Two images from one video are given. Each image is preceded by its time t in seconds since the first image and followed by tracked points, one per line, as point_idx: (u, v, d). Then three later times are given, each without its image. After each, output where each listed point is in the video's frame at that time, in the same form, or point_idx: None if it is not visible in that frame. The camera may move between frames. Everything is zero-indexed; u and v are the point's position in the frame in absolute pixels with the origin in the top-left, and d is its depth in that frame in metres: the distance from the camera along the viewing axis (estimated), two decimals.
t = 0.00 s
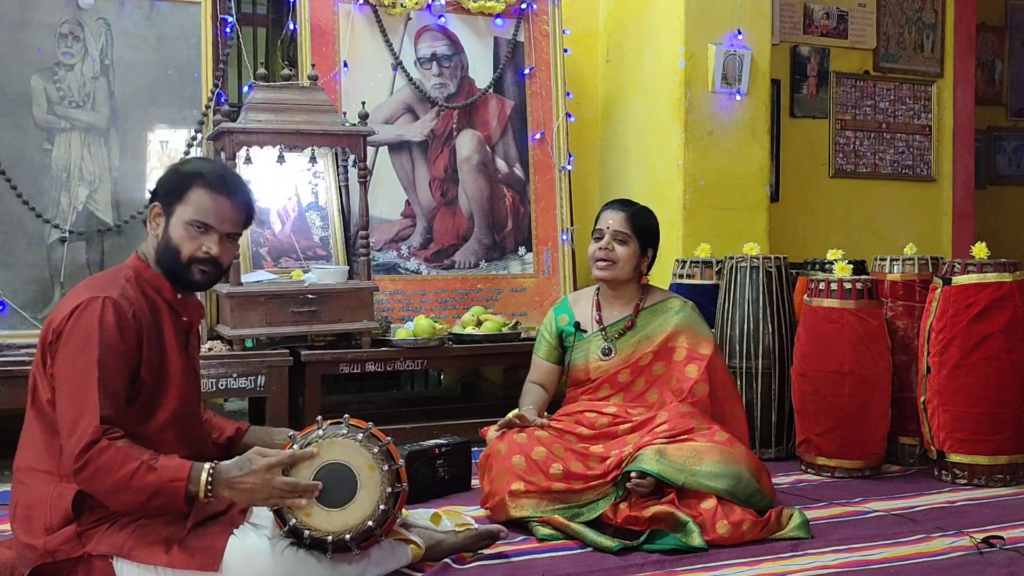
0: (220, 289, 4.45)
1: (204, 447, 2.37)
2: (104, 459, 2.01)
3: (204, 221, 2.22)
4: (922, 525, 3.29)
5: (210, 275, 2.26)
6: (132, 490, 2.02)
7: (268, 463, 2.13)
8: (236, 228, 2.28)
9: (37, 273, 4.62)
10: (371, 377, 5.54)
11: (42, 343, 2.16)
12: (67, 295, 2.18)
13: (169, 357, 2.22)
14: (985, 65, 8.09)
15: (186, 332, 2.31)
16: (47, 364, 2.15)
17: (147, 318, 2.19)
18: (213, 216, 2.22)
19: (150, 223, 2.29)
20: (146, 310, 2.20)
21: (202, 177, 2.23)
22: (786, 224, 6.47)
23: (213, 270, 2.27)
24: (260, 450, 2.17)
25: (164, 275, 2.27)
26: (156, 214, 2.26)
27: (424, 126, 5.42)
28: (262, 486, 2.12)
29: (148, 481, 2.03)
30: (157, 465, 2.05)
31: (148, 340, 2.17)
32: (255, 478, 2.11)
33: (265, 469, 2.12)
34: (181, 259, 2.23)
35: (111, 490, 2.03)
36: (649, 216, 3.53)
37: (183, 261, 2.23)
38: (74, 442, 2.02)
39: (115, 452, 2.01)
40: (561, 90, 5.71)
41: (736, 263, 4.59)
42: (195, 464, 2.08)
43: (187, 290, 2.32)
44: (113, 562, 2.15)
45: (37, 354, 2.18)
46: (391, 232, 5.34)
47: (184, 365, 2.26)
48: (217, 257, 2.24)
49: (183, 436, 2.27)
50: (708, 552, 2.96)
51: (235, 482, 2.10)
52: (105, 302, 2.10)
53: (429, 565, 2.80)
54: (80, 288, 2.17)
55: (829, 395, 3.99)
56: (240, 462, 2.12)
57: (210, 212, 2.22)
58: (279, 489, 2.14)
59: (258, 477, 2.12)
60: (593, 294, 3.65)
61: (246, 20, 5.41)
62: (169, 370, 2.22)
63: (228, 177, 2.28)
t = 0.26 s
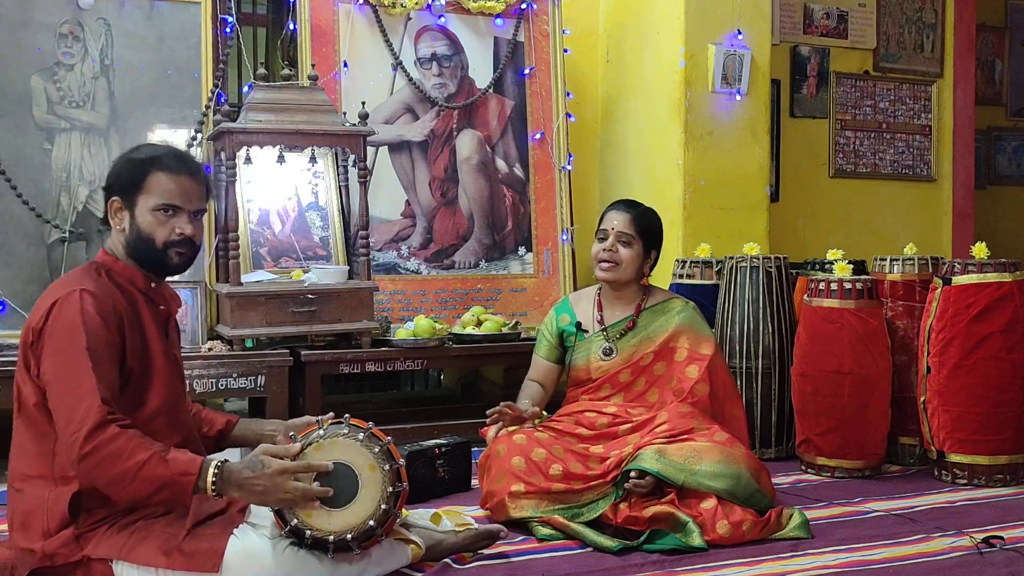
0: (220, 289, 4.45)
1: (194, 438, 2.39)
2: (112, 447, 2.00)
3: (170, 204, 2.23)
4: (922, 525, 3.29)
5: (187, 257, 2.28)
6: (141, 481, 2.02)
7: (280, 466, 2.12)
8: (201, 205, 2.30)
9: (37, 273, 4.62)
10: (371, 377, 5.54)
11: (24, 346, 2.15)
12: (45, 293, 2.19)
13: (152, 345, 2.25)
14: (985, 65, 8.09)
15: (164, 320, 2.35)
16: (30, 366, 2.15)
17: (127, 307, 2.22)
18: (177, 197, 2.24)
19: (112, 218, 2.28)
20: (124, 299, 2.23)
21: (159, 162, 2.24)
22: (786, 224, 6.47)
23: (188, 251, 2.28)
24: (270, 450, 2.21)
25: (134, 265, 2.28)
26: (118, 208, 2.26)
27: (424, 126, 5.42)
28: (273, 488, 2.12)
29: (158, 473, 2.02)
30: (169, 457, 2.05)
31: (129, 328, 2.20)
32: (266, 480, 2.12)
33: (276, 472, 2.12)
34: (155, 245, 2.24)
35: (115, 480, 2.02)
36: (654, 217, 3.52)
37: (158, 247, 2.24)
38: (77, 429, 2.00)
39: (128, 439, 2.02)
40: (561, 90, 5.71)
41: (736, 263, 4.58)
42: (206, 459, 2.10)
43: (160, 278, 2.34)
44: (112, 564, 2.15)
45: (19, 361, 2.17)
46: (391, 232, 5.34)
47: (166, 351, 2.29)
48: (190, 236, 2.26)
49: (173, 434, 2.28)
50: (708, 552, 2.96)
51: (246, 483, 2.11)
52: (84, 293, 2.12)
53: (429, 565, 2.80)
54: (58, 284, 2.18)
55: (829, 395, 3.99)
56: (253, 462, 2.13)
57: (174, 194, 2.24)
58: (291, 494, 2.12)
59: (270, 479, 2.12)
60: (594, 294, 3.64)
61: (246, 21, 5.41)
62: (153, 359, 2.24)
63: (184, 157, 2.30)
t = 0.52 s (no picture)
0: (220, 289, 4.45)
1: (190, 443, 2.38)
2: (107, 450, 2.01)
3: (140, 199, 2.24)
4: (922, 525, 3.29)
5: (162, 251, 2.28)
6: (137, 483, 2.03)
7: (272, 475, 2.10)
8: (173, 198, 2.30)
9: (36, 273, 4.62)
10: (371, 377, 5.54)
11: (11, 353, 2.15)
12: (29, 297, 2.19)
13: (138, 340, 2.26)
14: (985, 65, 8.09)
15: (149, 316, 2.36)
16: (17, 372, 2.16)
17: (110, 305, 2.23)
18: (147, 191, 2.24)
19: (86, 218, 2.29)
20: (107, 297, 2.24)
21: (126, 158, 2.25)
22: (787, 224, 6.47)
23: (163, 246, 2.28)
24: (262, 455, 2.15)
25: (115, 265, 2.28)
26: (90, 209, 2.27)
27: (424, 126, 5.42)
28: (265, 495, 2.10)
29: (154, 476, 2.03)
30: (164, 459, 2.05)
31: (113, 325, 2.21)
32: (258, 488, 2.10)
33: (270, 479, 2.10)
34: (129, 242, 2.24)
35: (112, 481, 2.03)
36: (647, 221, 3.49)
37: (132, 244, 2.24)
38: (71, 434, 2.01)
39: (121, 443, 2.02)
40: (561, 90, 5.71)
41: (736, 263, 4.59)
42: (203, 460, 2.09)
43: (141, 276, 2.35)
44: (112, 565, 2.15)
45: (9, 371, 2.17)
46: (391, 232, 5.34)
47: (153, 347, 2.30)
48: (163, 229, 2.26)
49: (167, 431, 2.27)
50: (707, 552, 2.96)
51: (239, 486, 2.09)
52: (66, 296, 2.12)
53: (429, 565, 2.80)
54: (40, 289, 2.18)
55: (829, 395, 3.99)
56: (246, 467, 2.11)
57: (143, 188, 2.24)
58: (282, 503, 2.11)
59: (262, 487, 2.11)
60: (596, 294, 3.64)
61: (246, 21, 5.41)
62: (140, 356, 2.25)
63: (151, 152, 2.30)
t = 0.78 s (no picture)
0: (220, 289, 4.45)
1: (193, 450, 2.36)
2: (104, 463, 2.03)
3: (123, 182, 2.26)
4: (922, 525, 3.29)
5: (155, 230, 2.30)
6: (134, 494, 2.06)
7: (265, 472, 2.10)
8: (152, 176, 2.33)
9: (36, 273, 4.62)
10: (371, 377, 5.54)
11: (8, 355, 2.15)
12: (25, 299, 2.19)
13: (134, 341, 2.25)
14: (985, 65, 8.09)
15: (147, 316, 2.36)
16: (14, 373, 2.15)
17: (107, 305, 2.23)
18: (127, 173, 2.27)
19: (74, 221, 2.30)
20: (103, 297, 2.24)
21: (96, 148, 2.28)
22: (787, 224, 6.47)
23: (155, 225, 2.31)
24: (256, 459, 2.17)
25: (112, 259, 2.30)
26: (75, 209, 2.28)
27: (424, 126, 5.42)
28: (260, 495, 2.10)
29: (149, 488, 2.05)
30: (159, 472, 2.06)
31: (109, 324, 2.21)
32: (253, 488, 2.09)
33: (263, 477, 2.09)
34: (121, 228, 2.26)
35: (109, 492, 2.05)
36: (647, 220, 3.51)
37: (124, 228, 2.26)
38: (68, 444, 2.03)
39: (117, 458, 2.03)
40: (561, 90, 5.71)
41: (736, 263, 4.59)
42: (197, 471, 2.09)
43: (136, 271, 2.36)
44: (112, 565, 2.15)
45: (7, 373, 2.17)
46: (391, 232, 5.34)
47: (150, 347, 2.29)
48: (151, 207, 2.29)
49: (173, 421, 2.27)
50: (708, 552, 2.96)
51: (235, 492, 2.10)
52: (60, 297, 2.12)
53: (429, 565, 2.80)
54: (36, 291, 2.18)
55: (829, 395, 4.00)
56: (238, 472, 2.11)
57: (122, 170, 2.27)
58: (278, 499, 2.11)
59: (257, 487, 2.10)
60: (595, 295, 3.64)
61: (246, 21, 5.41)
62: (136, 356, 2.25)
63: (122, 138, 2.33)
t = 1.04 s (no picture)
0: (220, 289, 4.45)
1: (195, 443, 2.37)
2: (117, 452, 2.03)
3: (102, 173, 2.30)
4: (922, 525, 3.29)
5: (143, 215, 2.32)
6: (145, 486, 2.04)
7: (281, 471, 2.13)
8: (130, 165, 2.36)
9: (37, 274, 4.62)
10: (371, 377, 5.54)
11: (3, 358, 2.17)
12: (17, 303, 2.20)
13: (127, 338, 2.25)
14: (985, 65, 8.09)
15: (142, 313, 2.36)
16: (11, 377, 2.17)
17: (98, 304, 2.23)
18: (104, 164, 2.30)
19: (62, 225, 2.30)
20: (95, 297, 2.24)
21: (68, 147, 2.31)
22: (787, 224, 6.47)
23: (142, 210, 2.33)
24: (269, 455, 2.23)
25: (102, 255, 2.31)
26: (61, 211, 2.29)
27: (424, 126, 5.42)
28: (273, 491, 2.11)
29: (163, 479, 2.04)
30: (174, 463, 2.06)
31: (102, 322, 2.21)
32: (266, 484, 2.11)
33: (278, 475, 2.12)
34: (110, 218, 2.28)
35: (118, 485, 2.04)
36: (649, 220, 3.52)
37: (113, 217, 2.28)
38: (74, 435, 2.02)
39: (128, 446, 2.03)
40: (561, 90, 5.71)
41: (736, 263, 4.59)
42: (210, 464, 2.10)
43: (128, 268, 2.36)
44: (112, 563, 2.15)
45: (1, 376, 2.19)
46: (391, 232, 5.34)
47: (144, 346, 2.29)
48: (135, 192, 2.31)
49: (175, 419, 2.28)
50: (708, 552, 2.96)
51: (247, 487, 2.10)
52: (51, 298, 2.13)
53: (429, 565, 2.80)
54: (28, 293, 2.19)
55: (828, 395, 4.00)
56: (255, 466, 2.14)
57: (99, 162, 2.30)
58: (291, 498, 2.12)
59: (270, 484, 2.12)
60: (595, 294, 3.64)
61: (246, 21, 5.41)
62: (131, 353, 2.25)
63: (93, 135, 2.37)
